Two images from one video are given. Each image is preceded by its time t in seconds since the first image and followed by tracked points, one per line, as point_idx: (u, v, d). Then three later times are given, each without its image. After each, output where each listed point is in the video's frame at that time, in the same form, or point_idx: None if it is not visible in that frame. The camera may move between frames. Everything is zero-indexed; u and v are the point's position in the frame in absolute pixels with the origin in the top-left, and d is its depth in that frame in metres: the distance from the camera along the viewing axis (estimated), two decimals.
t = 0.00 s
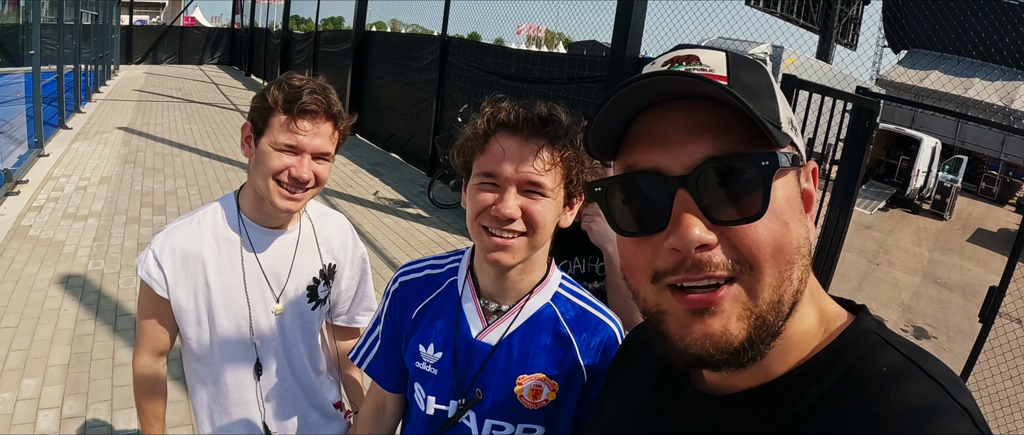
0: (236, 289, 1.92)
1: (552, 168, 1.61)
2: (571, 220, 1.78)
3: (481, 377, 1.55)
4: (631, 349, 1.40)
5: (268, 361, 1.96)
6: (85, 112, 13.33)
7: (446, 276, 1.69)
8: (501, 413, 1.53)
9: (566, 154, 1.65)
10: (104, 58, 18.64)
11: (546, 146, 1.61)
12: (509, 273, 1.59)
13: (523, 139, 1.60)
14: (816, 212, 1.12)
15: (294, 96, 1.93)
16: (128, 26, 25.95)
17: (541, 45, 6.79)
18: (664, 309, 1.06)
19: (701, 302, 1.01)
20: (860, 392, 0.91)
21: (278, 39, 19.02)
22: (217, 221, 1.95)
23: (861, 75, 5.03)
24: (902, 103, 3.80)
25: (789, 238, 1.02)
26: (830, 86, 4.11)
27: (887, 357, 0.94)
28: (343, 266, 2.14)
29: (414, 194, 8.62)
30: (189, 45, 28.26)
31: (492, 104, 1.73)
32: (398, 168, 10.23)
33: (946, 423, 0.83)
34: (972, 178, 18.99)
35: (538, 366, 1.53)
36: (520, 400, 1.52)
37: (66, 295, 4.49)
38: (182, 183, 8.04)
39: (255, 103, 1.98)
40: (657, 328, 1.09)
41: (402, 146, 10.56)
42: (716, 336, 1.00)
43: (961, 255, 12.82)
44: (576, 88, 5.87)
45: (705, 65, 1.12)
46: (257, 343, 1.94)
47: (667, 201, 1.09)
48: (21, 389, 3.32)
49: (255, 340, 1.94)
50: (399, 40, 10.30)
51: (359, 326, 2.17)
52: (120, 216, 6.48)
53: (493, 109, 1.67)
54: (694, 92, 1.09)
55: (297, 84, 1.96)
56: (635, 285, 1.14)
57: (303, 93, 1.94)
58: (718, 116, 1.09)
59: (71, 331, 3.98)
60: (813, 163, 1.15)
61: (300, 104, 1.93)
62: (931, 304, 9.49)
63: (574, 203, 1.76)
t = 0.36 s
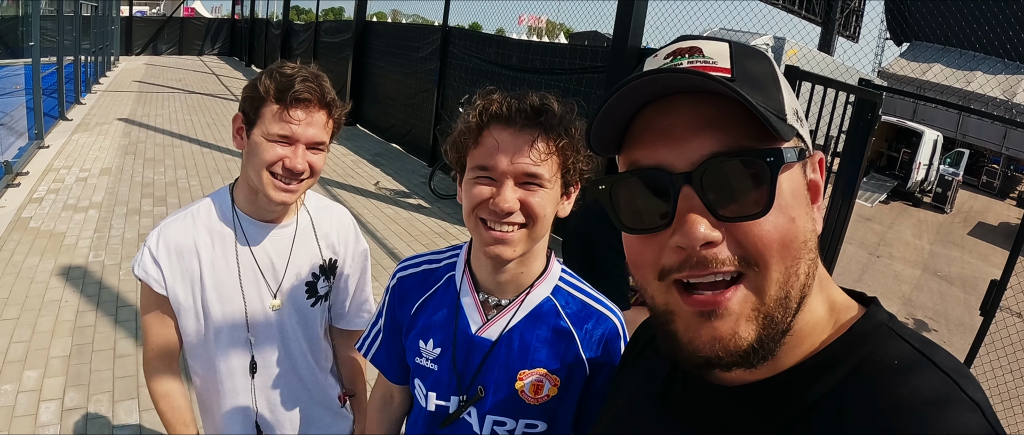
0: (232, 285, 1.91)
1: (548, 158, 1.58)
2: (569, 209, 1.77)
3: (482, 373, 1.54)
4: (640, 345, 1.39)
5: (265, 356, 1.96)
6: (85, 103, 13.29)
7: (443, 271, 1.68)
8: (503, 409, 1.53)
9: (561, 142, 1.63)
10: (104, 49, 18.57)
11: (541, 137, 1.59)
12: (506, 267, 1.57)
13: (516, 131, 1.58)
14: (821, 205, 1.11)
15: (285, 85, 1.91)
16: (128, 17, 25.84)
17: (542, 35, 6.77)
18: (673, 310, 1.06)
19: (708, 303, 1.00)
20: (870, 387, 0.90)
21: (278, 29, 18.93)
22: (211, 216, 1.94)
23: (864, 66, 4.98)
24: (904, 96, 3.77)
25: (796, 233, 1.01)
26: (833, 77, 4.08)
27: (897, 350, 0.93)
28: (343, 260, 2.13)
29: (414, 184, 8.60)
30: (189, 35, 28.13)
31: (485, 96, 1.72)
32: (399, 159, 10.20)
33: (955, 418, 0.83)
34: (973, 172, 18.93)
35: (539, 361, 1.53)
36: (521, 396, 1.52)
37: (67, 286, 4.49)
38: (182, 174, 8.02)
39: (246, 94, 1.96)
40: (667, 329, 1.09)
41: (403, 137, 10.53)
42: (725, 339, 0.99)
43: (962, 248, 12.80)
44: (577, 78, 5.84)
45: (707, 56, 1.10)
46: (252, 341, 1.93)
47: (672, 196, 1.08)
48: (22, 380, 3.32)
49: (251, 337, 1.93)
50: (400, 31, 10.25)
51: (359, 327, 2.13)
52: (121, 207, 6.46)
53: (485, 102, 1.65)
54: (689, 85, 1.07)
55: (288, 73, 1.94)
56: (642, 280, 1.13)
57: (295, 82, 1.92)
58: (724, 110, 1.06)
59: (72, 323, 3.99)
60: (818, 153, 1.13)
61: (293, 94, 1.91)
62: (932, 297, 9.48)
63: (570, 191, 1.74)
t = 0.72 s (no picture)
0: (231, 285, 1.89)
1: (545, 163, 1.57)
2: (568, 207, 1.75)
3: (488, 375, 1.53)
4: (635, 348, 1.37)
5: (268, 358, 1.95)
6: (85, 96, 13.24)
7: (445, 272, 1.66)
8: (510, 408, 1.52)
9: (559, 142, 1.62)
10: (104, 41, 18.50)
11: (537, 139, 1.57)
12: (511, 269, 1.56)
13: (510, 135, 1.55)
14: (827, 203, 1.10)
15: (282, 79, 1.89)
16: (128, 10, 25.73)
17: (543, 29, 6.76)
18: (670, 298, 1.04)
19: (707, 289, 0.99)
20: (872, 385, 0.88)
21: (278, 23, 18.86)
22: (206, 216, 1.90)
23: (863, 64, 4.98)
24: (906, 91, 3.74)
25: (800, 230, 0.99)
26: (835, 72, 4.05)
27: (900, 350, 0.90)
28: (342, 253, 2.13)
29: (414, 177, 8.58)
30: (189, 28, 28.02)
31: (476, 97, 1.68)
32: (399, 152, 10.18)
33: (957, 417, 0.81)
34: (973, 168, 18.88)
35: (544, 359, 1.51)
36: (528, 394, 1.51)
37: (67, 279, 4.48)
38: (182, 167, 8.00)
39: (239, 89, 1.92)
40: (664, 318, 1.08)
41: (403, 130, 10.50)
42: (722, 325, 0.98)
43: (963, 244, 12.78)
44: (578, 72, 5.81)
45: (713, 50, 1.07)
46: (254, 341, 1.92)
47: (674, 192, 1.06)
48: (22, 374, 3.32)
49: (252, 337, 1.91)
50: (400, 24, 10.21)
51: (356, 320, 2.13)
52: (120, 200, 6.45)
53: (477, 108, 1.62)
54: (691, 81, 1.05)
55: (282, 67, 1.92)
56: (641, 275, 1.12)
57: (291, 76, 1.89)
58: (733, 108, 1.04)
59: (72, 316, 3.97)
60: (824, 149, 1.12)
61: (290, 88, 1.89)
62: (933, 293, 9.47)
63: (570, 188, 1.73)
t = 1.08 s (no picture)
0: (216, 286, 1.84)
1: (548, 156, 1.52)
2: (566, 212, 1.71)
3: (479, 391, 1.48)
4: (625, 366, 1.34)
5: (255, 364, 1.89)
6: (79, 91, 13.14)
7: (431, 282, 1.61)
8: (503, 425, 1.48)
9: (561, 137, 1.57)
10: (99, 36, 18.39)
11: (539, 133, 1.53)
12: (502, 276, 1.53)
13: (512, 127, 1.52)
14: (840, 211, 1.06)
15: (264, 77, 1.84)
16: (124, 4, 25.55)
17: (541, 25, 6.72)
18: (669, 326, 1.01)
19: (712, 323, 0.96)
20: (891, 422, 0.84)
21: (275, 17, 18.74)
22: (192, 214, 1.86)
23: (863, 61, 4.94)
24: (907, 90, 3.69)
25: (818, 254, 0.96)
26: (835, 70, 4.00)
27: (922, 383, 0.86)
28: (331, 260, 2.08)
29: (411, 174, 8.52)
30: (185, 22, 27.88)
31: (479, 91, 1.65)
32: (395, 148, 10.12)
33: None
34: (971, 166, 18.85)
35: (539, 373, 1.48)
36: (522, 411, 1.47)
37: (59, 277, 4.43)
38: (177, 163, 7.93)
39: (222, 87, 1.89)
40: (665, 347, 1.05)
41: (399, 126, 10.43)
42: (729, 362, 0.95)
43: (961, 242, 12.76)
44: (576, 68, 5.75)
45: (726, 47, 1.03)
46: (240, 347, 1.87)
47: (679, 211, 1.02)
48: (11, 374, 3.27)
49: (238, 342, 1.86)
50: (397, 19, 10.14)
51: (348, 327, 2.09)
52: (114, 197, 6.39)
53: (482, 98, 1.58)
54: (701, 78, 1.00)
55: (267, 64, 1.88)
56: (636, 300, 1.08)
57: (275, 74, 1.84)
58: (748, 110, 0.98)
59: (62, 315, 3.92)
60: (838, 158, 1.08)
61: (273, 86, 1.83)
62: (930, 291, 9.45)
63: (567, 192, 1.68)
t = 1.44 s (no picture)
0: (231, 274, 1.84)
1: (546, 149, 1.50)
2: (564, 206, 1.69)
3: (473, 393, 1.46)
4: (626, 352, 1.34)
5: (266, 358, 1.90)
6: (77, 86, 13.08)
7: (419, 279, 1.59)
8: (499, 427, 1.45)
9: (564, 128, 1.57)
10: (97, 31, 18.32)
11: (538, 123, 1.50)
12: (496, 272, 1.50)
13: (509, 115, 1.48)
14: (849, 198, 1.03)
15: (297, 66, 1.87)
16: None
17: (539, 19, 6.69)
18: (669, 318, 0.99)
19: (716, 314, 0.93)
20: (897, 416, 0.83)
21: (273, 11, 18.66)
22: (206, 203, 1.87)
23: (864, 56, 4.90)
24: (908, 84, 3.67)
25: (828, 240, 0.95)
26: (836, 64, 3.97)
27: (935, 376, 0.85)
28: (342, 251, 2.12)
29: (410, 169, 8.49)
30: (183, 17, 27.77)
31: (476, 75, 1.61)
32: (394, 143, 10.09)
33: None
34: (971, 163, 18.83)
35: (535, 372, 1.46)
36: (518, 413, 1.45)
37: (55, 272, 4.40)
38: (175, 158, 7.90)
39: (247, 75, 1.89)
40: (660, 340, 1.03)
41: (398, 121, 10.40)
42: (732, 359, 0.93)
43: (960, 238, 12.75)
44: (576, 62, 5.72)
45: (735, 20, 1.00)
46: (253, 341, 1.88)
47: (681, 194, 0.99)
48: (6, 370, 3.25)
49: (251, 335, 1.87)
50: (396, 13, 10.09)
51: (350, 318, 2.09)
52: (111, 191, 6.35)
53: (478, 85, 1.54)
54: (689, 43, 0.99)
55: (295, 53, 1.89)
56: (633, 288, 1.06)
57: (306, 63, 1.87)
58: (760, 80, 0.96)
59: (58, 310, 3.90)
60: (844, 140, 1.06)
61: (306, 76, 1.88)
62: (929, 287, 9.44)
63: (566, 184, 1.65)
